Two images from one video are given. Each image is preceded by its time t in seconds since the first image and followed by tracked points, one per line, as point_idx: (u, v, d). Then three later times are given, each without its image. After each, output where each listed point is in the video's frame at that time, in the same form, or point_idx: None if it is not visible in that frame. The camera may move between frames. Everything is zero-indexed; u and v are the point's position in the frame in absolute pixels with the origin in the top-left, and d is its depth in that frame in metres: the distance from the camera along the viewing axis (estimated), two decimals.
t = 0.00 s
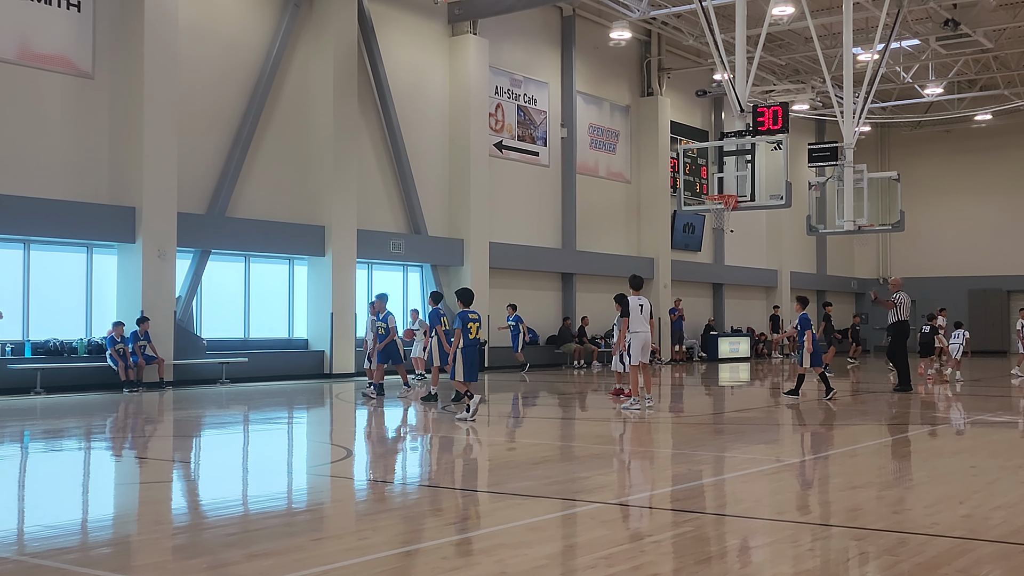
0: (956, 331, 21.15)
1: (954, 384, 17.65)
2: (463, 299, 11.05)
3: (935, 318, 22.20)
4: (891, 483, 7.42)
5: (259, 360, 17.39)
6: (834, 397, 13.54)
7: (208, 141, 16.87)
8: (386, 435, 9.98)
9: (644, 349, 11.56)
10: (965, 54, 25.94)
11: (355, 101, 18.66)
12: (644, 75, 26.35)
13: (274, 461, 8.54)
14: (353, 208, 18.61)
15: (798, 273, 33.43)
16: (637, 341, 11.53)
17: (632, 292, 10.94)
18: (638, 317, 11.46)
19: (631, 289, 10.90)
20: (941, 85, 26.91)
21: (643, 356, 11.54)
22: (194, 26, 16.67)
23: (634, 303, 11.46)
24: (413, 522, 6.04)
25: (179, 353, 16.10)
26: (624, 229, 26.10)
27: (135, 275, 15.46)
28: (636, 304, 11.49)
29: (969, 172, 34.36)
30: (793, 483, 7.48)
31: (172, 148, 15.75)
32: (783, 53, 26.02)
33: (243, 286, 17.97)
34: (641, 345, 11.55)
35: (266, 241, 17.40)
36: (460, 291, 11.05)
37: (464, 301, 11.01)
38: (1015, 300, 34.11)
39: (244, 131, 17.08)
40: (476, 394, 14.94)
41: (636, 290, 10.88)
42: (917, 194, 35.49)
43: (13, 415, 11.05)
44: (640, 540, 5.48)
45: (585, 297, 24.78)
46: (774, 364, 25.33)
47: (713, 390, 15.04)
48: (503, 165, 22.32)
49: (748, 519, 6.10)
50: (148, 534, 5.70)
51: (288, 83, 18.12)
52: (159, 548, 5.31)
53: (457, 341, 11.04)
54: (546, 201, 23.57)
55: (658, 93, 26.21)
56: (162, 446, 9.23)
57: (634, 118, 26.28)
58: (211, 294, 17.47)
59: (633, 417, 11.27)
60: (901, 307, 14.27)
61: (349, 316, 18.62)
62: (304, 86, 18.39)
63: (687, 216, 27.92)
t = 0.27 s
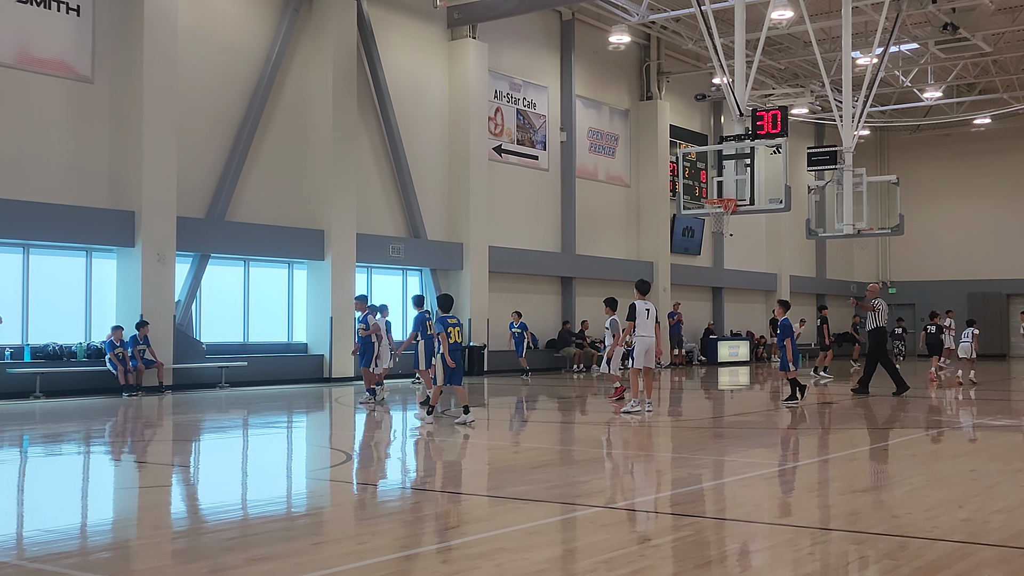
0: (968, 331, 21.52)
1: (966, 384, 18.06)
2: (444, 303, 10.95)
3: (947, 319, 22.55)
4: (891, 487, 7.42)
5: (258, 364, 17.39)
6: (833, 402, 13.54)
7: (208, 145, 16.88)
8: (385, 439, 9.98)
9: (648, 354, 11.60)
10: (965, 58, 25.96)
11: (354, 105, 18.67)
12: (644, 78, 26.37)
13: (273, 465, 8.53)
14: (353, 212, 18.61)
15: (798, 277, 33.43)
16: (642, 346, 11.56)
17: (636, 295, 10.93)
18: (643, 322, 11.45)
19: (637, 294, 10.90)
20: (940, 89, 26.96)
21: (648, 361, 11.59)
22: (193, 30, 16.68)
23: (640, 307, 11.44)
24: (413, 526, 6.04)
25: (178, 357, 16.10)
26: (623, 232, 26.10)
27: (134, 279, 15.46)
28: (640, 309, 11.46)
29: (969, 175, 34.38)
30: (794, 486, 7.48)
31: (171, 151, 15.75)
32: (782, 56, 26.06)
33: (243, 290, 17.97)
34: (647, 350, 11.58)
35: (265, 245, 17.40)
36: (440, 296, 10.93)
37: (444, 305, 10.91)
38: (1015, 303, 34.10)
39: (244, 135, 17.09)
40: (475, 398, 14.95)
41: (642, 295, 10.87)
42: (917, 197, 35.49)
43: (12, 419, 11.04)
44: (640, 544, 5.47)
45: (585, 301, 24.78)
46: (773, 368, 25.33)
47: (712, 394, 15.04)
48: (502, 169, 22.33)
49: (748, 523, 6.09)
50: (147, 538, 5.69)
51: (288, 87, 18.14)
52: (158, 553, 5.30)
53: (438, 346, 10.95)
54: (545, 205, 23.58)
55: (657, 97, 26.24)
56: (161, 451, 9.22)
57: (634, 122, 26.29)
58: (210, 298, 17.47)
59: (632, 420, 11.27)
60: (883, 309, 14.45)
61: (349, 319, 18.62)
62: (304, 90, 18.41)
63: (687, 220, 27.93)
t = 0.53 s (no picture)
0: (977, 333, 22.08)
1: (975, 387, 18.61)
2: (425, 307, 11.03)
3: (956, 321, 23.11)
4: (891, 489, 7.42)
5: (258, 366, 17.40)
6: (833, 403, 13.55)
7: (208, 148, 16.89)
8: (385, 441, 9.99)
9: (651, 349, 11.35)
10: (964, 59, 25.98)
11: (354, 107, 18.68)
12: (644, 80, 26.38)
13: (273, 468, 8.53)
14: (353, 214, 18.61)
15: (798, 279, 33.43)
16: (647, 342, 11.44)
17: (636, 292, 10.96)
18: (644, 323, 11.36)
19: (639, 292, 10.87)
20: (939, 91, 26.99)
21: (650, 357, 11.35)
22: (194, 32, 16.69)
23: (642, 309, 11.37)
24: (412, 528, 6.04)
25: (178, 359, 16.10)
26: (623, 234, 26.11)
27: (134, 282, 15.46)
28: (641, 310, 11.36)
29: (968, 177, 34.38)
30: (794, 489, 7.48)
31: (171, 154, 15.76)
32: (781, 58, 26.07)
33: (243, 292, 17.98)
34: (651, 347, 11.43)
35: (265, 247, 17.41)
36: (419, 298, 11.01)
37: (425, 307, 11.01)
38: (1015, 305, 34.10)
39: (244, 137, 17.10)
40: (476, 401, 14.95)
41: (645, 293, 10.83)
42: (917, 199, 35.49)
43: (12, 421, 11.05)
44: (640, 546, 5.47)
45: (585, 303, 24.78)
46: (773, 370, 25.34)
47: (712, 396, 15.05)
48: (502, 171, 22.33)
49: (748, 525, 6.09)
50: (147, 540, 5.68)
51: (288, 89, 18.15)
52: (158, 555, 5.30)
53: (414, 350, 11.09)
54: (545, 207, 23.58)
55: (657, 99, 26.25)
56: (161, 453, 9.23)
57: (634, 124, 26.31)
58: (211, 300, 17.47)
59: (632, 423, 11.27)
60: (862, 311, 14.33)
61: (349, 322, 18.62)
62: (304, 92, 18.42)
63: (687, 222, 27.94)
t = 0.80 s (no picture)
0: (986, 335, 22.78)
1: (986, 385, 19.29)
2: (407, 307, 11.31)
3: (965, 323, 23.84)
4: (891, 491, 7.42)
5: (258, 368, 17.40)
6: (833, 405, 13.56)
7: (208, 149, 16.90)
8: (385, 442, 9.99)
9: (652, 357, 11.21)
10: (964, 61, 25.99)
11: (354, 108, 18.69)
12: (644, 82, 26.40)
13: (272, 469, 8.52)
14: (353, 216, 18.62)
15: (798, 280, 33.44)
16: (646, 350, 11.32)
17: (638, 293, 10.99)
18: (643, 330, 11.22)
19: (643, 294, 10.87)
20: (939, 93, 27.02)
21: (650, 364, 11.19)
22: (194, 34, 16.70)
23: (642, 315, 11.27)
24: (412, 530, 6.03)
25: (178, 361, 16.10)
26: (623, 236, 26.11)
27: (134, 284, 15.46)
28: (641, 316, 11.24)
29: (969, 179, 34.38)
30: (794, 491, 7.47)
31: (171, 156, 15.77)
32: (781, 60, 26.09)
33: (242, 294, 17.97)
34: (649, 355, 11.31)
35: (265, 248, 17.41)
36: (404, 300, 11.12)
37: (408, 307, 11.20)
38: (1015, 306, 34.10)
39: (244, 139, 17.10)
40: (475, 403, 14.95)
41: (647, 294, 10.82)
42: (917, 201, 35.49)
43: (11, 423, 11.05)
44: (640, 549, 5.47)
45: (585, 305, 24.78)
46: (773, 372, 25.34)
47: (712, 398, 15.04)
48: (502, 172, 22.34)
49: (748, 527, 6.08)
50: (147, 542, 5.68)
51: (288, 91, 18.16)
52: (158, 557, 5.30)
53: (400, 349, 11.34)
54: (545, 208, 23.58)
55: (657, 100, 26.26)
56: (161, 455, 9.22)
57: (634, 125, 26.31)
58: (211, 302, 17.48)
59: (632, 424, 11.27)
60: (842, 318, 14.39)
61: (349, 323, 18.63)
62: (304, 94, 18.44)
63: (687, 224, 27.94)
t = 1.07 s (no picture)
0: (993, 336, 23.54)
1: (995, 385, 19.98)
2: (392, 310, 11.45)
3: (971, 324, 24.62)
4: (891, 492, 7.42)
5: (257, 369, 17.39)
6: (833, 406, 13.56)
7: (208, 150, 16.90)
8: (385, 443, 10.00)
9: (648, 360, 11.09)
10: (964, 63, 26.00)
11: (354, 109, 18.70)
12: (643, 83, 26.42)
13: (272, 470, 8.52)
14: (352, 216, 18.62)
15: (797, 282, 33.44)
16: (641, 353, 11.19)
17: (637, 293, 11.03)
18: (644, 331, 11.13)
19: (643, 294, 10.83)
20: (938, 94, 27.04)
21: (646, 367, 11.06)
22: (194, 34, 16.71)
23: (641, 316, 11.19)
24: (412, 531, 6.03)
25: (178, 362, 16.10)
26: (623, 237, 26.12)
27: (134, 284, 15.46)
28: (642, 318, 11.15)
29: (968, 180, 34.39)
30: (794, 492, 7.47)
31: (171, 156, 15.77)
32: (781, 61, 26.11)
33: (242, 294, 17.97)
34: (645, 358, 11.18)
35: (265, 249, 17.41)
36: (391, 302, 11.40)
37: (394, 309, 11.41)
38: (1015, 308, 34.10)
39: (243, 140, 17.10)
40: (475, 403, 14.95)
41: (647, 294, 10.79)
42: (916, 202, 35.50)
43: (11, 423, 11.06)
44: (639, 549, 5.47)
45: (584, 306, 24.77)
46: (773, 373, 25.33)
47: (712, 399, 15.05)
48: (502, 173, 22.34)
49: (747, 528, 6.08)
50: (147, 543, 5.68)
51: (287, 93, 18.16)
52: (158, 558, 5.29)
53: (385, 349, 11.60)
54: (545, 209, 23.58)
55: (656, 102, 26.27)
56: (161, 455, 9.22)
57: (633, 126, 26.32)
58: (210, 302, 17.48)
59: (631, 425, 11.28)
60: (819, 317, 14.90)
61: (349, 324, 18.64)
62: (304, 94, 18.44)
63: (686, 225, 27.95)
